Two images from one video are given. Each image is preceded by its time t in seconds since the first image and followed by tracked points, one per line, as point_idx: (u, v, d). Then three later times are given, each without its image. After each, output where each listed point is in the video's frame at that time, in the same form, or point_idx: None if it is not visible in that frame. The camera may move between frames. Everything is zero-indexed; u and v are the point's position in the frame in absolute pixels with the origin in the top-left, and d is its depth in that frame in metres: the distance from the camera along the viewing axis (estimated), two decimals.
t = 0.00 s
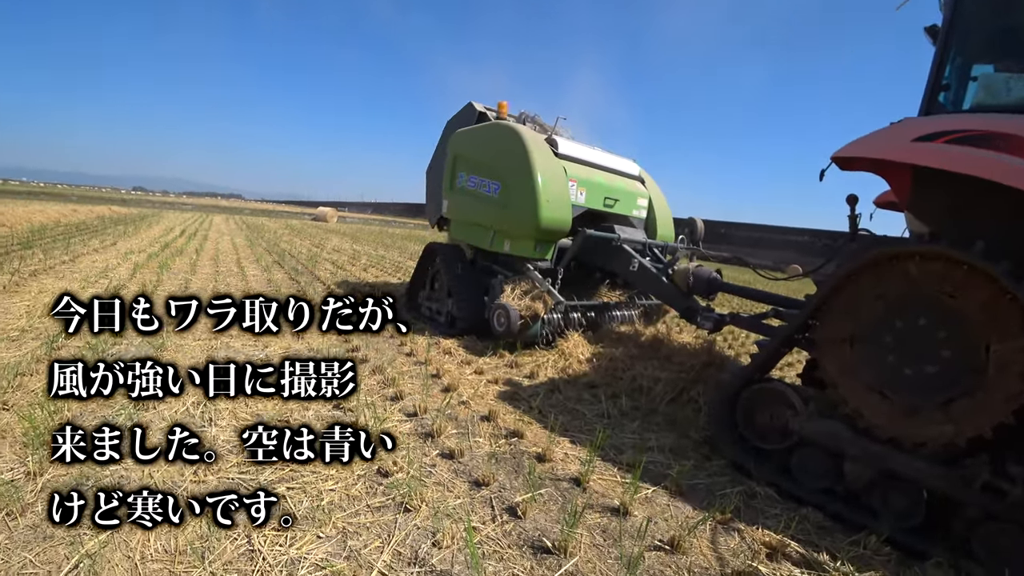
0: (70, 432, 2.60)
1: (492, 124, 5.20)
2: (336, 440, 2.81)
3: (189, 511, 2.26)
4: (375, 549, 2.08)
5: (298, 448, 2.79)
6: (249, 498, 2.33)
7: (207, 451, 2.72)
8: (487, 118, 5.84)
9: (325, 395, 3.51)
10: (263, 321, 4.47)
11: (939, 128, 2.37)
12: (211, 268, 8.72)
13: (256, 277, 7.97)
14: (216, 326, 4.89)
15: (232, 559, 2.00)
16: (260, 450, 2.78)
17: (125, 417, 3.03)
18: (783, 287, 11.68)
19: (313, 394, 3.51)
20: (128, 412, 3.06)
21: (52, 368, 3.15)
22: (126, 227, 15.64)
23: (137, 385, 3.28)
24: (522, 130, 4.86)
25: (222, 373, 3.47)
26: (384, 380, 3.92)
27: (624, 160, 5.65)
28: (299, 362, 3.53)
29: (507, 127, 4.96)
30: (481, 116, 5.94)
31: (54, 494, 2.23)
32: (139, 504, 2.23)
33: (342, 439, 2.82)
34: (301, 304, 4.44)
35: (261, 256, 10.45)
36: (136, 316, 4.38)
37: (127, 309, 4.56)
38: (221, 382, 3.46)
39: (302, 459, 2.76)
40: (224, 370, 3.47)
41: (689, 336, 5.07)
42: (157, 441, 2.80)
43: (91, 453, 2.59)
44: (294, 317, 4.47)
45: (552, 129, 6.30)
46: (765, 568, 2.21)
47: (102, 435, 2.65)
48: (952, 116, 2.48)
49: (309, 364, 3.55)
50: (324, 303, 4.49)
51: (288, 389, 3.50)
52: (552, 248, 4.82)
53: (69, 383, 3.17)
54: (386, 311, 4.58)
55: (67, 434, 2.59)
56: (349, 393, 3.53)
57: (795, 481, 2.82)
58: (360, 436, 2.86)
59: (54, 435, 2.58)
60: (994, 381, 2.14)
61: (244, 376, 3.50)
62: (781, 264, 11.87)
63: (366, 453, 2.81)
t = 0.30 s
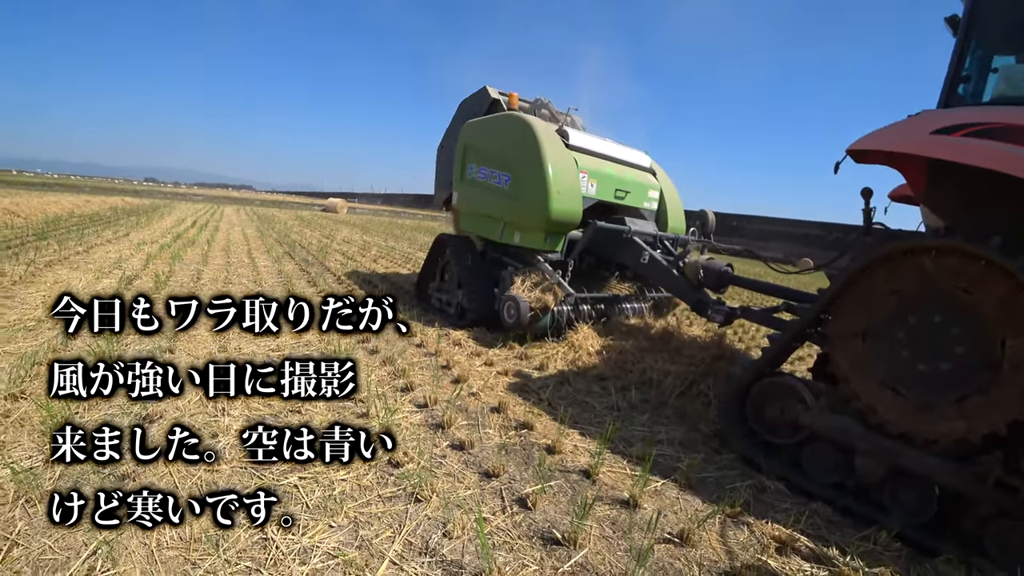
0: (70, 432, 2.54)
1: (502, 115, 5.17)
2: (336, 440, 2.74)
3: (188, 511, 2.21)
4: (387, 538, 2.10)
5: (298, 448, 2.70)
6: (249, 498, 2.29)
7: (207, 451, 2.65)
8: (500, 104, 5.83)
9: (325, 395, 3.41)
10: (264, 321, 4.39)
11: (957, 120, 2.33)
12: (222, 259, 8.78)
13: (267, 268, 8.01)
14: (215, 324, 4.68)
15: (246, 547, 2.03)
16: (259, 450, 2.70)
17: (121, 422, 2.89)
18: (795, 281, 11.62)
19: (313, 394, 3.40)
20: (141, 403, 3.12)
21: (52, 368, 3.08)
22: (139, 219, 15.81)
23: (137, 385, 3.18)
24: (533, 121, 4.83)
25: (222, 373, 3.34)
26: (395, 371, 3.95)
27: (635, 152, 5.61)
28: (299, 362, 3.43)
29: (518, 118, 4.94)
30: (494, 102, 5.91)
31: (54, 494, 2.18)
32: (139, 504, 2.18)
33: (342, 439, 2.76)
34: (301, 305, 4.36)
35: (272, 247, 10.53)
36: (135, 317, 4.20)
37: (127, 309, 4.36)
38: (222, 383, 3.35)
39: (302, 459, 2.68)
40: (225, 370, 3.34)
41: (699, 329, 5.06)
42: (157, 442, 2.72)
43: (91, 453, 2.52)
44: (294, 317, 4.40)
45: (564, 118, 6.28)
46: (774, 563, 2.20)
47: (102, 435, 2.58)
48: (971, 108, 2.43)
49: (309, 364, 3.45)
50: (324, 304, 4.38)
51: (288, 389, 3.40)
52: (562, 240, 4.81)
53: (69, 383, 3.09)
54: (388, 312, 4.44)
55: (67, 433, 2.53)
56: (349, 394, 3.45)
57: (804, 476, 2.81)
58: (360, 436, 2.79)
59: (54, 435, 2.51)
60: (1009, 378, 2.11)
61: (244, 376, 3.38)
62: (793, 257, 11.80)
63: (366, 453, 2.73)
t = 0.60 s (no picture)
0: (70, 432, 2.50)
1: (515, 106, 5.15)
2: (336, 440, 2.69)
3: (188, 511, 2.17)
4: (400, 529, 2.12)
5: (298, 448, 2.65)
6: (249, 497, 2.24)
7: (208, 451, 2.59)
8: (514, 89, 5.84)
9: (325, 395, 3.34)
10: (264, 321, 4.36)
11: (978, 112, 2.29)
12: (236, 252, 8.85)
13: (281, 260, 8.07)
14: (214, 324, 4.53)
15: (262, 536, 2.06)
16: (259, 450, 2.64)
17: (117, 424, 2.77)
18: (809, 275, 11.56)
19: (313, 394, 3.32)
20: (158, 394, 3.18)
21: (52, 368, 3.00)
22: (155, 211, 16.00)
23: (137, 385, 3.11)
24: (546, 113, 4.81)
25: (222, 373, 3.26)
26: (407, 363, 3.97)
27: (648, 144, 5.56)
28: (300, 362, 3.37)
29: (531, 110, 4.91)
30: (509, 89, 5.88)
31: (54, 494, 2.14)
32: (139, 504, 2.14)
33: (342, 439, 2.70)
34: (302, 304, 4.33)
35: (285, 240, 10.62)
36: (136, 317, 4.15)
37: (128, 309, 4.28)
38: (222, 383, 3.25)
39: (302, 460, 2.62)
40: (225, 370, 3.26)
41: (712, 323, 5.04)
42: (157, 442, 2.66)
43: (91, 453, 2.47)
44: (294, 317, 4.38)
45: (578, 107, 6.27)
46: (786, 557, 2.20)
47: (102, 435, 2.54)
48: (992, 100, 2.38)
49: (309, 364, 3.39)
50: (323, 304, 4.37)
51: (288, 389, 3.31)
52: (574, 233, 4.80)
53: (69, 383, 3.00)
54: (387, 311, 4.40)
55: (67, 433, 2.49)
56: (349, 394, 3.36)
57: (817, 470, 2.80)
58: (360, 436, 2.73)
59: (54, 435, 2.47)
60: None
61: (244, 376, 3.30)
62: (807, 251, 11.73)
63: (366, 453, 2.68)
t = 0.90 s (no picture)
0: (70, 432, 2.50)
1: (517, 105, 5.15)
2: (336, 440, 2.69)
3: (188, 511, 2.17)
4: (401, 528, 2.13)
5: (298, 448, 2.64)
6: (249, 497, 2.24)
7: (208, 451, 2.59)
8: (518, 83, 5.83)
9: (325, 395, 3.33)
10: (264, 320, 4.37)
11: (982, 111, 2.27)
12: (239, 250, 8.87)
13: (284, 259, 8.08)
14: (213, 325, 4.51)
15: (264, 534, 2.07)
16: (259, 450, 2.64)
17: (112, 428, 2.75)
18: (812, 274, 11.56)
19: (312, 394, 3.32)
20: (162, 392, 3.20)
21: (51, 368, 3.00)
22: (158, 209, 16.04)
23: (137, 385, 3.10)
24: (548, 112, 4.80)
25: (222, 373, 3.26)
26: (409, 362, 3.98)
27: (652, 142, 5.55)
28: (300, 362, 3.38)
29: (534, 109, 4.90)
30: (514, 86, 5.86)
31: (54, 494, 2.14)
32: (139, 504, 2.14)
33: (342, 439, 2.70)
34: (302, 304, 4.34)
35: (288, 238, 10.63)
36: (135, 317, 4.16)
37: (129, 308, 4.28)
38: (222, 383, 3.25)
39: (302, 460, 2.62)
40: (224, 369, 3.26)
41: (715, 322, 5.03)
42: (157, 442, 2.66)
43: (91, 453, 2.47)
44: (294, 317, 4.40)
45: (582, 103, 6.25)
46: (787, 558, 2.20)
47: (102, 435, 2.54)
48: (997, 99, 2.37)
49: (309, 364, 3.39)
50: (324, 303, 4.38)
51: (288, 389, 3.31)
52: (577, 232, 4.79)
53: (69, 383, 3.00)
54: (387, 312, 4.41)
55: (67, 434, 2.49)
56: (349, 394, 3.36)
57: (819, 471, 2.79)
58: (360, 436, 2.73)
59: (54, 435, 2.47)
60: None
61: (243, 376, 3.30)
62: (811, 250, 11.73)
63: (366, 453, 2.67)
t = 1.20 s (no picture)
0: (70, 432, 2.49)
1: (519, 104, 5.15)
2: (336, 440, 2.69)
3: (189, 511, 2.16)
4: (404, 527, 2.13)
5: (298, 448, 2.64)
6: (249, 497, 2.24)
7: (208, 451, 2.58)
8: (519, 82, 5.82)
9: (325, 395, 3.32)
10: (264, 320, 4.37)
11: (985, 112, 2.28)
12: (240, 248, 8.88)
13: (285, 257, 8.09)
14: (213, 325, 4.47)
15: (267, 533, 2.07)
16: (259, 450, 2.63)
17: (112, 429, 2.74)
18: (813, 274, 11.58)
19: (313, 394, 3.31)
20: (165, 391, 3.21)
21: (51, 368, 2.99)
22: (159, 207, 16.06)
23: (137, 385, 3.09)
24: (550, 111, 4.80)
25: (222, 373, 3.25)
26: (411, 361, 3.98)
27: (653, 142, 5.55)
28: (300, 362, 3.37)
29: (535, 108, 4.91)
30: (515, 85, 5.86)
31: (53, 495, 2.14)
32: (139, 504, 2.14)
33: (342, 439, 2.70)
34: (302, 304, 4.34)
35: (289, 236, 10.64)
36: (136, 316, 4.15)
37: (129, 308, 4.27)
38: (222, 383, 3.24)
39: (302, 460, 2.61)
40: (225, 370, 3.25)
41: (716, 322, 5.04)
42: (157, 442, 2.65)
43: (91, 453, 2.46)
44: (294, 317, 4.40)
45: (583, 103, 6.24)
46: (788, 558, 2.20)
47: (102, 435, 2.53)
48: (999, 100, 2.37)
49: (309, 364, 3.39)
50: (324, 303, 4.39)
51: (288, 389, 3.31)
52: (578, 232, 4.79)
53: (69, 383, 2.99)
54: (387, 312, 4.41)
55: (67, 434, 2.48)
56: (349, 394, 3.35)
57: (820, 471, 2.80)
58: (360, 436, 2.73)
59: (54, 435, 2.46)
60: None
61: (244, 376, 3.29)
62: (811, 249, 11.75)
63: (366, 453, 2.67)
